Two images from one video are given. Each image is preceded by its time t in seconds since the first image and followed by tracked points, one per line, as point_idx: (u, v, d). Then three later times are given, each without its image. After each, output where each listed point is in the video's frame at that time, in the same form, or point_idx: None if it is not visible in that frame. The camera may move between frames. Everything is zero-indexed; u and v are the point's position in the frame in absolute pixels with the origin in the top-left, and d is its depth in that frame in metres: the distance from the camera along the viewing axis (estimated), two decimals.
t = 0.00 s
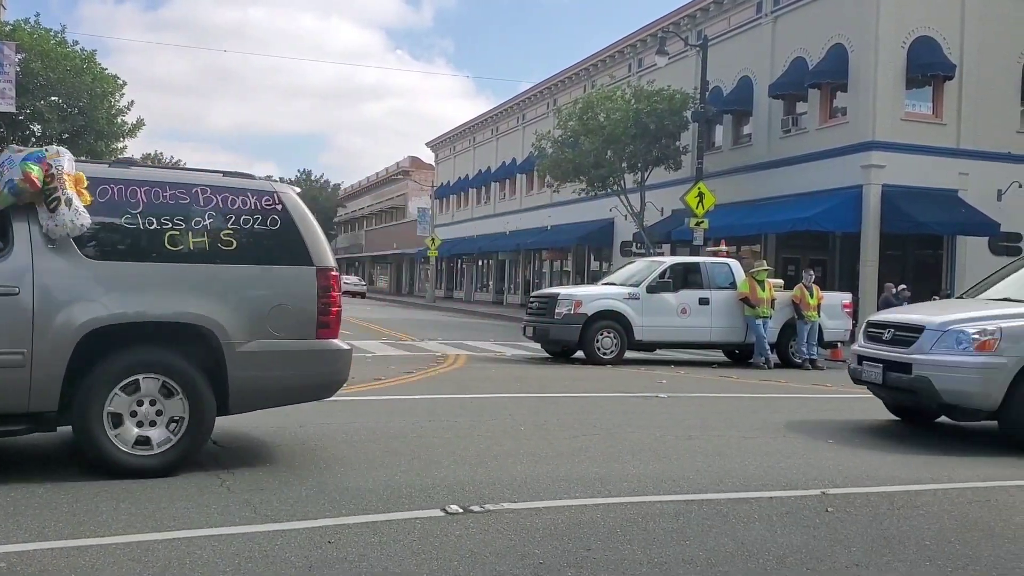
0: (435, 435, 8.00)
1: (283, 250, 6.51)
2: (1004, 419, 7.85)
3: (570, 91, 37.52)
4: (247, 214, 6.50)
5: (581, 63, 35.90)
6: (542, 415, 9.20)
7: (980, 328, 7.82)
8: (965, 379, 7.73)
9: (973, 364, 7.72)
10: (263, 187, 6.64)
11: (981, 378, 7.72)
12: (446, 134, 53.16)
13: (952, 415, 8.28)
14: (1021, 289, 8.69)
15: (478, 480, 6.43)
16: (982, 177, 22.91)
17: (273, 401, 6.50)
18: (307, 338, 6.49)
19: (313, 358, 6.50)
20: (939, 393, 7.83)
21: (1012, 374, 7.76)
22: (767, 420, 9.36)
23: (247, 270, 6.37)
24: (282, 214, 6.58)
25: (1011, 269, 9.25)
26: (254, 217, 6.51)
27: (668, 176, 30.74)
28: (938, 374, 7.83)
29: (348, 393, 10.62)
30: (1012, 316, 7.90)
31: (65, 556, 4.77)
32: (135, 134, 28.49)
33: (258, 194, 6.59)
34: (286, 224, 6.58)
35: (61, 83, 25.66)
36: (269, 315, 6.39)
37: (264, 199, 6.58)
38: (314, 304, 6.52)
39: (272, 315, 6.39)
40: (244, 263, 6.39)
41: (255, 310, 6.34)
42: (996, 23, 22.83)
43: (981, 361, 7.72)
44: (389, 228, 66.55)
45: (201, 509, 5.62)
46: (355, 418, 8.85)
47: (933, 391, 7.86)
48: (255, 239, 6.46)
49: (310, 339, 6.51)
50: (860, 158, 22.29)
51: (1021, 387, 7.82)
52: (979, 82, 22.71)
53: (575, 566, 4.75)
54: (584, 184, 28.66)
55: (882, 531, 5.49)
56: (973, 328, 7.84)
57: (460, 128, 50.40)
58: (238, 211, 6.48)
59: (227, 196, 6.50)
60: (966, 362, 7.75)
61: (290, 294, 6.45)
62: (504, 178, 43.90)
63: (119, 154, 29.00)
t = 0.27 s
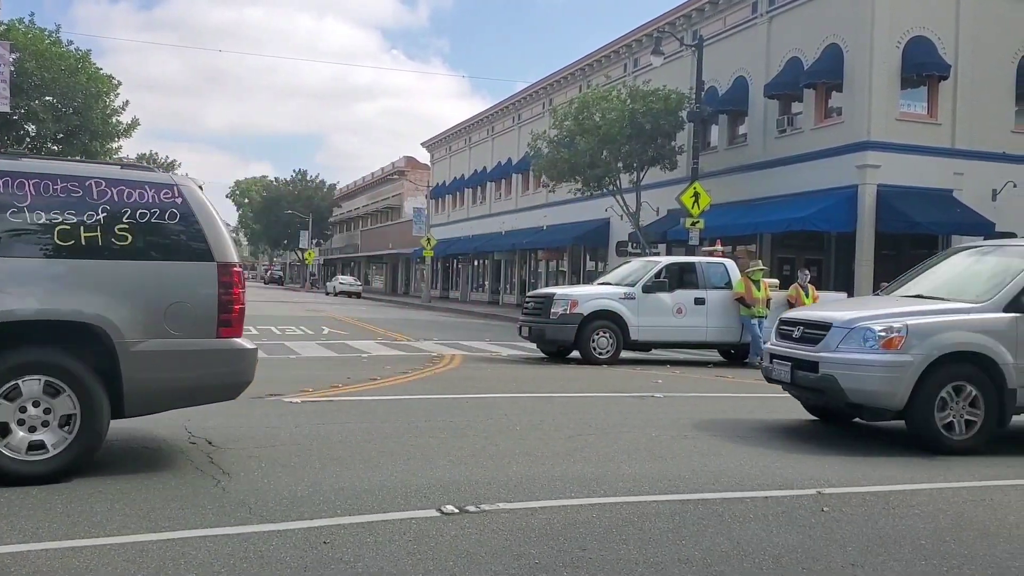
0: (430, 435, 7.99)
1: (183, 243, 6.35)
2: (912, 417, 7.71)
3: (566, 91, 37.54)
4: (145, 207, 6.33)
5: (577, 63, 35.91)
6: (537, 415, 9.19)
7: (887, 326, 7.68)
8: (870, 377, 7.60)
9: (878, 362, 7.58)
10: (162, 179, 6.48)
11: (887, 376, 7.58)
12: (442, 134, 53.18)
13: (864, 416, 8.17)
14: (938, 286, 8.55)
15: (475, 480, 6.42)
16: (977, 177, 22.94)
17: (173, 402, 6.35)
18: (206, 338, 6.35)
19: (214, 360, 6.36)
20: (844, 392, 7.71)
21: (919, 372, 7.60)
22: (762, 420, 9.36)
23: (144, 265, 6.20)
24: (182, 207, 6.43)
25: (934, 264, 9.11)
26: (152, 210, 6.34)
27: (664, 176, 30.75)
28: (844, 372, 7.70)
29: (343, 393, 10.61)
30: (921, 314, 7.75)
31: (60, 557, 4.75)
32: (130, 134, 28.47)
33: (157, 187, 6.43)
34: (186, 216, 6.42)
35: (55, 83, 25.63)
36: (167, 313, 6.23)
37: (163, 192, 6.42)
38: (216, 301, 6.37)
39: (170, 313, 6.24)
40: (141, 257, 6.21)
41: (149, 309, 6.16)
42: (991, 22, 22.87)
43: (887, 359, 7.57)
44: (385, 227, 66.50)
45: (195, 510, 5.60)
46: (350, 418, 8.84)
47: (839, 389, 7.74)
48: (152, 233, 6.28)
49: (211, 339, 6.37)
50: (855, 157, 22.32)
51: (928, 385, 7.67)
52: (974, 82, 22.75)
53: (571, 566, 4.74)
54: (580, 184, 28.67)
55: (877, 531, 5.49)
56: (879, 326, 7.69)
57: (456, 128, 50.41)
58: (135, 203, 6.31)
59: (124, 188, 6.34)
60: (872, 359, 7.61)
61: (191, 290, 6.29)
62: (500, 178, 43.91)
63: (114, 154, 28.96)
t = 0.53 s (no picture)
0: (426, 436, 7.97)
1: (67, 240, 6.10)
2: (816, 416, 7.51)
3: (562, 92, 37.56)
4: (30, 202, 6.11)
5: (573, 64, 35.93)
6: (533, 416, 9.18)
7: (791, 323, 7.49)
8: (772, 376, 7.41)
9: (781, 360, 7.39)
10: (50, 173, 6.25)
11: (790, 374, 7.39)
12: (438, 135, 53.18)
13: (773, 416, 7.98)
14: (852, 283, 8.37)
15: (471, 481, 6.40)
16: (973, 178, 22.97)
17: (56, 404, 6.09)
18: (93, 339, 6.10)
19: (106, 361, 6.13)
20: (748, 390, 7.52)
21: (823, 370, 7.40)
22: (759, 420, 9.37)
23: (26, 262, 5.97)
24: (68, 201, 6.19)
25: (854, 260, 8.93)
26: (36, 205, 6.11)
27: (660, 176, 30.77)
28: (747, 370, 7.52)
29: (338, 393, 10.58)
30: (826, 310, 7.56)
31: (53, 558, 4.73)
32: (125, 135, 28.43)
33: (44, 180, 6.20)
34: (73, 210, 6.18)
35: (50, 84, 25.57)
36: (50, 314, 5.99)
37: (50, 186, 6.19)
38: (105, 300, 6.12)
39: (54, 313, 6.00)
40: (18, 256, 5.98)
41: (26, 309, 5.91)
42: (986, 23, 22.92)
43: (789, 357, 7.38)
44: (381, 228, 66.48)
45: (190, 510, 5.59)
46: (346, 418, 8.82)
47: (743, 388, 7.55)
48: (35, 228, 6.04)
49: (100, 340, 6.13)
50: (850, 158, 22.34)
51: (834, 383, 7.48)
52: (970, 82, 22.79)
53: (568, 566, 4.73)
54: (576, 184, 28.68)
55: (873, 531, 5.49)
56: (783, 323, 7.51)
57: (452, 129, 50.39)
58: (19, 199, 6.09)
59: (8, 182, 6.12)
60: (774, 357, 7.43)
61: (76, 288, 6.05)
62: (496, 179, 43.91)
63: (109, 155, 28.92)
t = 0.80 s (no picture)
0: (422, 438, 7.95)
1: None
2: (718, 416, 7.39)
3: (558, 92, 37.56)
4: None
5: (569, 64, 35.93)
6: (528, 417, 9.18)
7: (694, 321, 7.37)
8: (674, 375, 7.28)
9: (683, 358, 7.26)
10: None
11: (692, 373, 7.27)
12: (434, 136, 53.15)
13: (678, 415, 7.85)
14: (763, 282, 8.28)
15: (467, 482, 6.39)
16: (969, 178, 23.01)
17: None
18: None
19: None
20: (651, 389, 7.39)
21: (725, 369, 7.28)
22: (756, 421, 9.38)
23: None
24: None
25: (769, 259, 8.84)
26: None
27: (656, 177, 30.78)
28: (649, 369, 7.39)
29: (335, 394, 10.56)
30: (730, 308, 7.45)
31: (48, 560, 4.72)
32: (121, 136, 28.37)
33: None
34: None
35: (45, 84, 25.50)
36: None
37: None
38: None
39: None
40: None
41: None
42: (981, 24, 22.97)
43: (691, 355, 7.26)
44: (377, 228, 66.46)
45: (185, 512, 5.57)
46: (342, 420, 8.80)
47: (645, 386, 7.42)
48: None
49: None
50: (846, 158, 22.36)
51: (737, 382, 7.36)
52: (965, 83, 22.83)
53: (565, 566, 4.74)
54: (572, 185, 28.69)
55: (870, 531, 5.50)
56: (686, 321, 7.39)
57: (448, 129, 50.38)
58: None
59: None
60: (676, 355, 7.31)
61: None
62: (492, 180, 43.89)
63: (105, 155, 28.88)
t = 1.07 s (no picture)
0: (419, 439, 7.95)
1: None
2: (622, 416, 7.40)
3: (555, 93, 37.56)
4: None
5: (565, 65, 35.93)
6: (523, 417, 9.17)
7: (597, 319, 7.40)
8: (577, 375, 7.31)
9: (586, 356, 7.29)
10: None
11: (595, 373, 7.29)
12: (431, 136, 53.15)
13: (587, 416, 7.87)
14: (675, 280, 8.28)
15: (464, 484, 6.38)
16: (965, 178, 23.04)
17: None
18: None
19: None
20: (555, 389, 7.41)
21: (627, 370, 7.30)
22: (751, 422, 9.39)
23: None
24: None
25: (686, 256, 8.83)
26: None
27: (653, 177, 30.81)
28: (553, 369, 7.41)
29: (331, 395, 10.55)
30: (634, 308, 7.47)
31: (44, 562, 4.70)
32: (117, 136, 28.33)
33: None
34: None
35: (41, 84, 25.44)
36: None
37: None
38: None
39: None
40: None
41: None
42: (977, 24, 23.01)
43: (594, 354, 7.29)
44: (374, 228, 66.41)
45: (181, 514, 5.56)
46: (339, 422, 8.78)
47: (551, 386, 7.44)
48: None
49: None
50: (842, 158, 22.40)
51: (641, 383, 7.37)
52: (961, 83, 22.86)
53: (562, 568, 4.73)
54: (569, 185, 28.70)
55: (866, 532, 5.50)
56: (590, 319, 7.42)
57: (445, 130, 50.38)
58: None
59: None
60: (580, 354, 7.33)
61: None
62: (488, 180, 43.90)
63: (101, 156, 28.83)
